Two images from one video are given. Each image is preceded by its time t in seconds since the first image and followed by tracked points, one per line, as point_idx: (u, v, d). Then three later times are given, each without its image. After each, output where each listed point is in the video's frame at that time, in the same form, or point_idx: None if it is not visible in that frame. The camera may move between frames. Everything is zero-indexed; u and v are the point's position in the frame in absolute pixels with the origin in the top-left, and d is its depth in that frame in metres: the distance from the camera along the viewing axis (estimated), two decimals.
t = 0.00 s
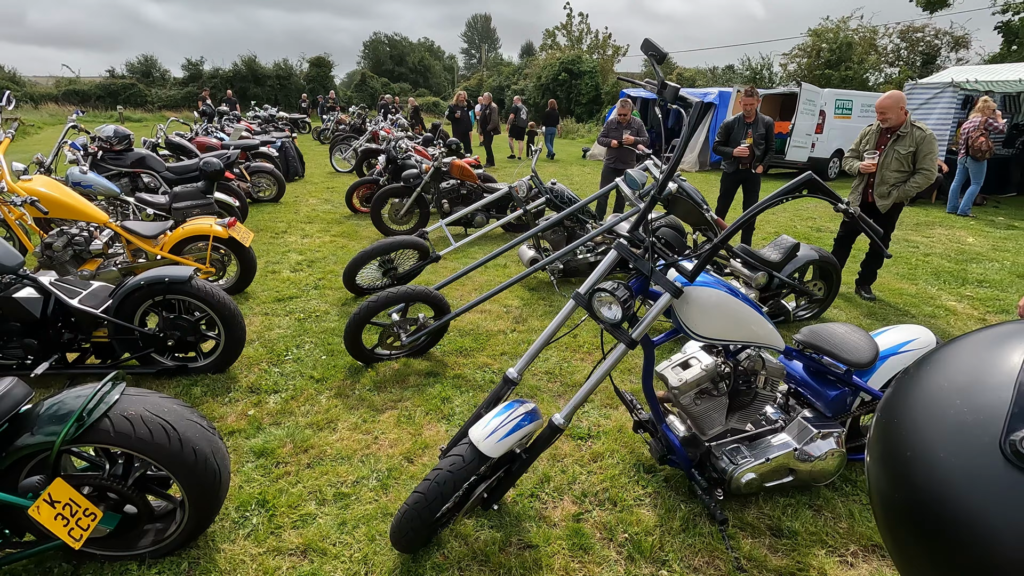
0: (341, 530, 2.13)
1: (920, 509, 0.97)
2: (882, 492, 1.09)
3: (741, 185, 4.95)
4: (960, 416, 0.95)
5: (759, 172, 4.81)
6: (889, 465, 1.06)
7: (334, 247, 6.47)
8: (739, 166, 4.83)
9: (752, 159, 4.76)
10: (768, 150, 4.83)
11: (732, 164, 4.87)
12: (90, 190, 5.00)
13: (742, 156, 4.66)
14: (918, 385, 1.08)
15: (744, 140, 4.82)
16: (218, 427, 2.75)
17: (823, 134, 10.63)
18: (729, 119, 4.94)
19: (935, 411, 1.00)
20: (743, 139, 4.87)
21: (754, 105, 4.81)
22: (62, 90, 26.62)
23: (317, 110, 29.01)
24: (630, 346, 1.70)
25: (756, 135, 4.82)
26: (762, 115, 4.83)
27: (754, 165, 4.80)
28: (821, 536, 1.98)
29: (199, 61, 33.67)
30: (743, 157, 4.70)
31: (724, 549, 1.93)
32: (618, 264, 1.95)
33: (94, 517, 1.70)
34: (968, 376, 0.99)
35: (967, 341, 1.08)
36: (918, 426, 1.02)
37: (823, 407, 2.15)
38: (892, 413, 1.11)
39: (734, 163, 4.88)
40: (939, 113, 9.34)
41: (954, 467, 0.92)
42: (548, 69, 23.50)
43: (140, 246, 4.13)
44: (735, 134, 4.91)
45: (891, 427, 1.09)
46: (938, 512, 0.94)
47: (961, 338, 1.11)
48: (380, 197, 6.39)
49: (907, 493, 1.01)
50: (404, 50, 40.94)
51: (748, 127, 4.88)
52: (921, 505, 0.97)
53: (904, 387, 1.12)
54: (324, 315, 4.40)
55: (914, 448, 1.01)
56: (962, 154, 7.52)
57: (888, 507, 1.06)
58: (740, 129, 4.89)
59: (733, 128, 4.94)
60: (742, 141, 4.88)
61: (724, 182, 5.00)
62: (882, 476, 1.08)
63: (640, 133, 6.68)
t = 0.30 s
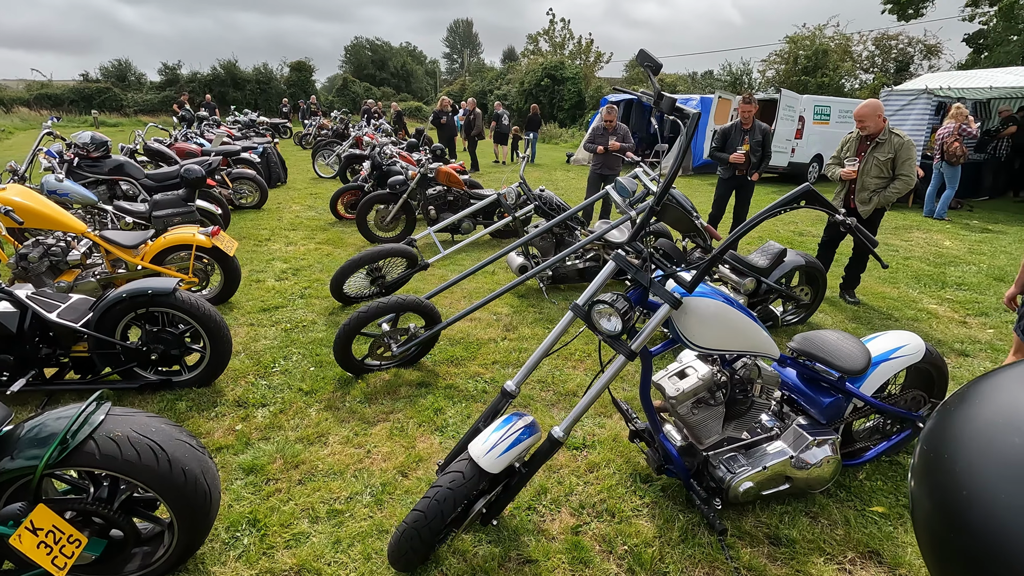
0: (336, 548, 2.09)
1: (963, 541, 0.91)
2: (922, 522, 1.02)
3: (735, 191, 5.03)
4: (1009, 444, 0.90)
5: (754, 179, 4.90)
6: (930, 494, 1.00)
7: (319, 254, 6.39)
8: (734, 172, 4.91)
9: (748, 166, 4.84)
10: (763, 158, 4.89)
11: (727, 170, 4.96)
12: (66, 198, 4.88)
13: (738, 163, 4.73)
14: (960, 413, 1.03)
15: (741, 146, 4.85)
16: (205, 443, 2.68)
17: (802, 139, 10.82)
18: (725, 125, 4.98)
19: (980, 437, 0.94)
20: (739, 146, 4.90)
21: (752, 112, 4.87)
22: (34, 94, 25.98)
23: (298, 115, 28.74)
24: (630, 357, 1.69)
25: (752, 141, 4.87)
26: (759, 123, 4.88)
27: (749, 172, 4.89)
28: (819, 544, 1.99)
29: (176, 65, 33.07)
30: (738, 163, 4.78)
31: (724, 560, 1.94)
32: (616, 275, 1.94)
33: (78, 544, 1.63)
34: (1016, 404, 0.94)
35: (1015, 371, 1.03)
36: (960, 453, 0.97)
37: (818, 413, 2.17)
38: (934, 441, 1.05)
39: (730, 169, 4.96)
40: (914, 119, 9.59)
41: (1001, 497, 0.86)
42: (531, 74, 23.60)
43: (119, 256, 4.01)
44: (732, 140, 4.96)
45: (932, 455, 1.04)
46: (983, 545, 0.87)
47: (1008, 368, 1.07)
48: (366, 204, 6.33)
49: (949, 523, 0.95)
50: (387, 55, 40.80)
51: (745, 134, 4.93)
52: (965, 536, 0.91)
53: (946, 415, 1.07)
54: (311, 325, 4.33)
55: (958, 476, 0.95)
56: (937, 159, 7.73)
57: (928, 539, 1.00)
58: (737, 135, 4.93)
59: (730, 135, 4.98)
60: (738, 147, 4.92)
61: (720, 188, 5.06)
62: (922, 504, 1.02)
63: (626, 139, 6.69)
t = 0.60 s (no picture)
0: (335, 560, 2.07)
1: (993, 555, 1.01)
2: (953, 534, 1.13)
3: (731, 198, 5.04)
4: None
5: (749, 185, 4.91)
6: (961, 510, 1.10)
7: (312, 261, 6.35)
8: (733, 176, 4.91)
9: (746, 171, 4.84)
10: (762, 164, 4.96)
11: (726, 174, 4.95)
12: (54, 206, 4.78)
13: (737, 168, 4.74)
14: (985, 434, 1.13)
15: (741, 152, 4.91)
16: (199, 454, 2.64)
17: (792, 144, 10.93)
18: (727, 129, 5.03)
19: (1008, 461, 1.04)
20: (740, 151, 4.95)
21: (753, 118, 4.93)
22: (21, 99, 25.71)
23: (289, 120, 28.62)
24: (631, 365, 1.69)
25: (752, 147, 4.93)
26: (759, 129, 4.94)
27: (745, 178, 4.89)
28: (819, 550, 1.99)
29: (165, 70, 32.88)
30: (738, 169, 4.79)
31: (726, 567, 1.94)
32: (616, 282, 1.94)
33: (72, 560, 1.60)
34: None
35: None
36: (989, 474, 1.06)
37: (816, 419, 2.18)
38: (961, 459, 1.15)
39: (728, 174, 4.94)
40: (902, 125, 9.73)
41: None
42: (522, 80, 23.66)
43: (109, 263, 3.94)
44: (731, 145, 5.01)
45: (960, 473, 1.14)
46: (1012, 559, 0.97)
47: None
48: (359, 210, 6.29)
49: (980, 539, 1.05)
50: (378, 60, 40.80)
51: (745, 139, 4.97)
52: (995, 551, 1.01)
53: (969, 435, 1.17)
54: (305, 332, 4.29)
55: (987, 496, 1.05)
56: (925, 164, 7.83)
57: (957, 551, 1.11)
58: (737, 140, 4.97)
59: (730, 139, 5.03)
60: (738, 152, 4.97)
61: (716, 193, 5.04)
62: (953, 519, 1.13)
63: (619, 144, 6.73)
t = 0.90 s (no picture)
0: (336, 572, 2.04)
1: None
2: (987, 552, 1.31)
3: (733, 203, 5.05)
4: None
5: (751, 191, 4.95)
6: (999, 532, 1.27)
7: (310, 266, 6.33)
8: (735, 182, 4.91)
9: (749, 177, 4.87)
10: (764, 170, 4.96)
11: (727, 180, 4.94)
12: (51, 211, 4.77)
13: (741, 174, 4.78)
14: (1018, 462, 1.31)
15: (744, 158, 4.91)
16: (198, 463, 2.62)
17: (789, 149, 10.97)
18: (729, 135, 5.03)
19: None
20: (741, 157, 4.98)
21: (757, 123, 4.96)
22: (17, 104, 25.68)
23: (286, 124, 28.62)
24: (636, 373, 1.67)
25: (754, 153, 4.94)
26: (761, 134, 4.97)
27: (748, 184, 4.92)
28: (826, 559, 1.98)
29: (161, 74, 32.91)
30: (741, 175, 4.82)
31: None
32: (620, 290, 1.93)
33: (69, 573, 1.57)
34: None
35: None
36: None
37: (820, 426, 2.17)
38: (997, 482, 1.33)
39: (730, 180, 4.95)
40: (898, 130, 9.79)
41: None
42: (519, 84, 23.72)
43: (106, 270, 3.90)
44: (734, 150, 5.01)
45: (995, 495, 1.31)
46: None
47: None
48: (357, 215, 6.27)
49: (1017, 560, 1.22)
50: (375, 65, 40.87)
51: (748, 145, 4.99)
52: None
53: (1004, 459, 1.35)
54: (304, 338, 4.27)
55: None
56: (922, 169, 7.87)
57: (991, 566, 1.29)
58: (740, 146, 4.98)
59: (732, 144, 5.02)
60: (741, 158, 4.97)
61: (718, 198, 5.02)
62: (990, 540, 1.30)
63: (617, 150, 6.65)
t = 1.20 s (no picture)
0: None
1: None
2: (1008, 563, 1.30)
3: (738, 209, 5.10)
4: None
5: (755, 196, 5.01)
6: (1020, 544, 1.26)
7: (309, 271, 6.32)
8: (739, 188, 4.96)
9: (753, 183, 4.92)
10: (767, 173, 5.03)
11: (731, 186, 4.98)
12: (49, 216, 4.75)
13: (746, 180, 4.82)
14: None
15: (748, 163, 4.90)
16: (197, 470, 2.60)
17: (787, 152, 11.00)
18: (731, 141, 5.01)
19: None
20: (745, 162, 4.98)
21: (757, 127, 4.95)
22: (16, 109, 25.72)
23: (285, 129, 28.65)
24: (639, 378, 1.66)
25: (756, 158, 4.98)
26: (762, 138, 4.98)
27: (753, 189, 4.97)
28: (829, 564, 1.97)
29: (160, 79, 32.96)
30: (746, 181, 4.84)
31: None
32: (622, 294, 1.93)
33: None
34: None
35: None
36: None
37: (823, 431, 2.15)
38: (1015, 491, 1.31)
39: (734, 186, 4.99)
40: (896, 133, 9.83)
41: None
42: (518, 89, 23.78)
43: (105, 275, 3.88)
44: (737, 156, 4.96)
45: (1013, 505, 1.30)
46: None
47: None
48: (356, 219, 6.27)
49: None
50: (374, 70, 40.98)
51: (750, 150, 5.00)
52: None
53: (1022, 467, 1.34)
54: (304, 343, 4.25)
55: None
56: (921, 172, 7.90)
57: None
58: (743, 151, 4.94)
59: (734, 150, 4.97)
60: (744, 163, 4.95)
61: (723, 205, 5.07)
62: (1010, 551, 1.29)
63: (616, 153, 6.68)
